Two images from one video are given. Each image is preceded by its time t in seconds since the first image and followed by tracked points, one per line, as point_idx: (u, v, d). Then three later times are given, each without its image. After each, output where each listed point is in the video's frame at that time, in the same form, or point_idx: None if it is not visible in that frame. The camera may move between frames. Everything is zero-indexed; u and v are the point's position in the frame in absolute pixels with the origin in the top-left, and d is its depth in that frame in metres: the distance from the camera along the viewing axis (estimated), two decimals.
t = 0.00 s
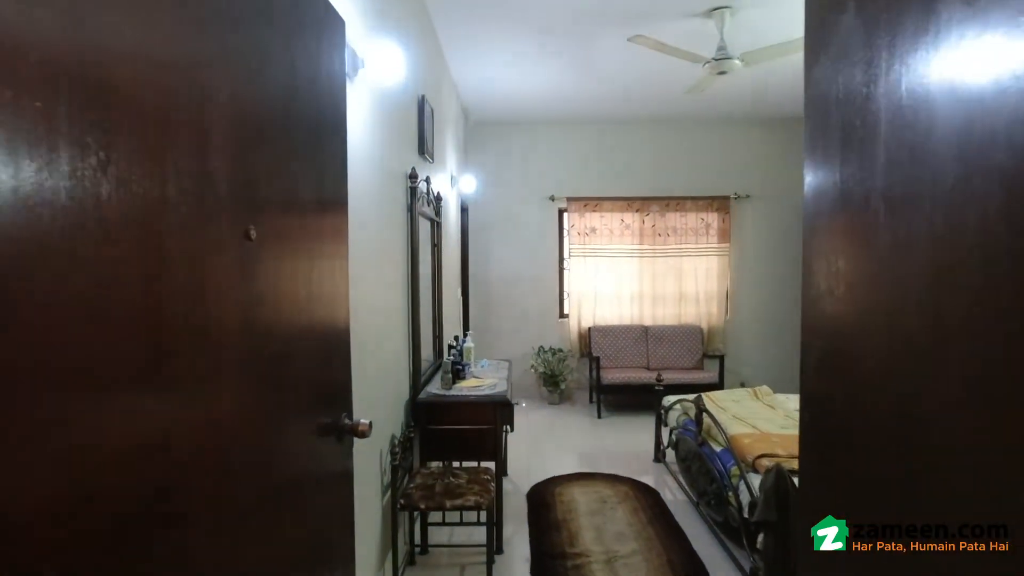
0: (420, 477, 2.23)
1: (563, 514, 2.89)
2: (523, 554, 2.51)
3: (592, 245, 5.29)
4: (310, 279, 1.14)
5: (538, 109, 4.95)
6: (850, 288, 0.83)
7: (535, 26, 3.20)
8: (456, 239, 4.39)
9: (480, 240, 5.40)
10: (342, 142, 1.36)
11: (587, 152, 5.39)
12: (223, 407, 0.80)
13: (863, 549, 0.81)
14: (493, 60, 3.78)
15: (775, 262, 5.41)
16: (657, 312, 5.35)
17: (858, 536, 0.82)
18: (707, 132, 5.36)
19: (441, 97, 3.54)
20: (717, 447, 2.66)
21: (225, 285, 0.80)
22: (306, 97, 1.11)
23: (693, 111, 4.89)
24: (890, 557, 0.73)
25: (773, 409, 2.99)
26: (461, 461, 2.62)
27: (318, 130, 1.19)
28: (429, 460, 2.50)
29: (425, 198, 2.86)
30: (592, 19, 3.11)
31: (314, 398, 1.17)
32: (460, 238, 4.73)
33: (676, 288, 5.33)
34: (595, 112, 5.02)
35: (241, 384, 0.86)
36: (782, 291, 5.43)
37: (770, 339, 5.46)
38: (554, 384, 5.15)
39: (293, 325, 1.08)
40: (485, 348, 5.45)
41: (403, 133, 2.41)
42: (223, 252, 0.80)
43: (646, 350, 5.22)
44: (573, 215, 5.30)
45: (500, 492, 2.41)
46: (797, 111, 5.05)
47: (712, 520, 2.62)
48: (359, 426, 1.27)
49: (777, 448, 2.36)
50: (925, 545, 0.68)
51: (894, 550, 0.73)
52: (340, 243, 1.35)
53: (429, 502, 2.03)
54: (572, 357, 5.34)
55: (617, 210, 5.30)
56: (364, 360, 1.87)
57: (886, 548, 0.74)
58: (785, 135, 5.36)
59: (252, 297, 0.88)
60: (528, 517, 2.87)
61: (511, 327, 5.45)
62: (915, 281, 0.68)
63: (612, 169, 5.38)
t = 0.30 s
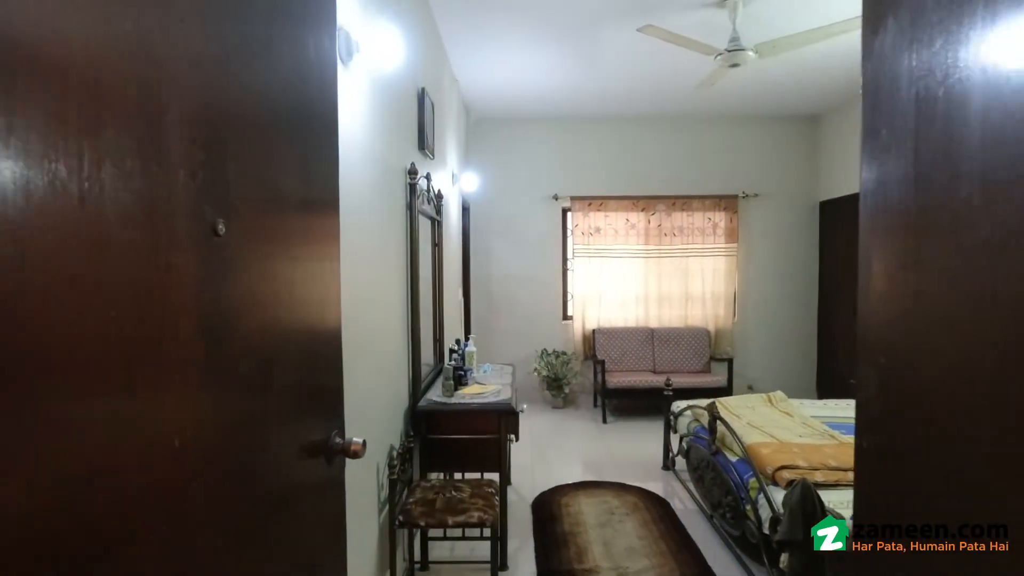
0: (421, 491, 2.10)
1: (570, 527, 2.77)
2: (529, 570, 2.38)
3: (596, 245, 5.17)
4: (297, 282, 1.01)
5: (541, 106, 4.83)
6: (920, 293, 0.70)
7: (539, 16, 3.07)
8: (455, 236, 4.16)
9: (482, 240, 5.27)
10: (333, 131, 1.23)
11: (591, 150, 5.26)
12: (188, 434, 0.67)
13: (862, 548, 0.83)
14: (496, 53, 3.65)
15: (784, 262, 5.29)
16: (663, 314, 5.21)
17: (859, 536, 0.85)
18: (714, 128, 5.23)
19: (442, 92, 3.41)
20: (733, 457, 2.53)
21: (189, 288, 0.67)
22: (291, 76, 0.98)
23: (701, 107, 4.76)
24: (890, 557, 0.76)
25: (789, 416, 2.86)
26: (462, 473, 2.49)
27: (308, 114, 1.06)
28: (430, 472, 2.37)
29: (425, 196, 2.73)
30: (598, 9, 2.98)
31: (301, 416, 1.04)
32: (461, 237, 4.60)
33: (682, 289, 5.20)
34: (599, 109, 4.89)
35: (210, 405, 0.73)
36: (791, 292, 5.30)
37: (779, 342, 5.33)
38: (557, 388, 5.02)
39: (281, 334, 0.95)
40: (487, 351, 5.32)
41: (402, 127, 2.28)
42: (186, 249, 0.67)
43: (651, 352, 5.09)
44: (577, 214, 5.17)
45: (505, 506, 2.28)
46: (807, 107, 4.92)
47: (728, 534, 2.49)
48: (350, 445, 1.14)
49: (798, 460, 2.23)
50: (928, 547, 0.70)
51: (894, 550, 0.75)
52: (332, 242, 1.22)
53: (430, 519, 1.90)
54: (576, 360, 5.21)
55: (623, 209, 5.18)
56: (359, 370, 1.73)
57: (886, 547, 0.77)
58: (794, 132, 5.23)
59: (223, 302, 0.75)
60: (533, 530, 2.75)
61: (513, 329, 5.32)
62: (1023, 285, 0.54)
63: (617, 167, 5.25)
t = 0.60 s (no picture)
0: (419, 502, 1.98)
1: (576, 536, 2.65)
2: None
3: (600, 243, 5.05)
4: (278, 279, 0.89)
5: (544, 101, 4.71)
6: (1013, 287, 0.56)
7: (541, 4, 2.95)
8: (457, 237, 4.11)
9: (483, 238, 5.16)
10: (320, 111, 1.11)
11: (595, 146, 5.14)
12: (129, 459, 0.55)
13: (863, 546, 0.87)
14: (497, 45, 3.54)
15: (791, 261, 5.16)
16: (668, 314, 5.09)
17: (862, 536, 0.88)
18: (720, 124, 5.12)
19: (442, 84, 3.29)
20: (747, 464, 2.41)
21: (131, 281, 0.54)
22: (269, 42, 0.85)
23: (707, 101, 4.64)
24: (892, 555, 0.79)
25: (805, 421, 2.74)
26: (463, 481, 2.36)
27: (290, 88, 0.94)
28: (429, 481, 2.25)
29: (424, 190, 2.61)
30: None
31: (283, 430, 0.91)
32: (462, 234, 4.49)
33: (688, 288, 5.07)
34: (603, 104, 4.78)
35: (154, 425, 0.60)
36: (799, 291, 5.18)
37: (787, 342, 5.20)
38: (560, 389, 4.91)
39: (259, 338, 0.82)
40: (488, 352, 5.21)
41: (398, 117, 2.16)
42: (127, 232, 0.54)
43: (656, 353, 4.97)
44: (580, 212, 5.06)
45: (508, 516, 2.16)
46: (816, 102, 4.79)
47: (742, 545, 2.37)
48: (338, 463, 1.02)
49: (817, 468, 2.11)
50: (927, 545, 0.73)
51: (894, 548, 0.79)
52: (319, 234, 1.09)
53: (428, 533, 1.78)
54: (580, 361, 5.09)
55: (627, 207, 5.07)
56: (351, 374, 1.60)
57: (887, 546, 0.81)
58: (802, 127, 5.11)
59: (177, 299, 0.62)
60: (537, 540, 2.63)
61: (515, 329, 5.20)
62: None
63: (621, 164, 5.14)
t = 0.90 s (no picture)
0: (412, 516, 1.85)
1: (580, 549, 2.51)
2: None
3: (603, 241, 4.92)
4: (243, 275, 0.75)
5: (545, 95, 4.58)
6: None
7: None
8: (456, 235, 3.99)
9: (483, 236, 5.03)
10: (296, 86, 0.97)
11: (597, 142, 5.01)
12: (19, 499, 0.43)
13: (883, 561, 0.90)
14: (497, 35, 3.41)
15: (799, 259, 5.03)
16: (673, 314, 4.96)
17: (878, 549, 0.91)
18: (726, 119, 4.98)
19: (439, 75, 3.16)
20: (763, 475, 2.27)
21: (11, 270, 0.42)
22: None
23: (714, 94, 4.50)
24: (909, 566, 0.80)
25: (820, 427, 2.61)
26: (460, 492, 2.23)
27: (259, 54, 0.80)
28: (423, 492, 2.11)
29: (419, 184, 2.48)
30: None
31: (248, 453, 0.77)
32: (461, 232, 4.36)
33: (693, 288, 4.94)
34: (606, 98, 4.65)
35: (49, 461, 0.46)
36: (807, 291, 5.04)
37: (794, 343, 5.07)
38: (562, 391, 4.77)
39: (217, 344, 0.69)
40: (488, 353, 5.08)
41: (391, 106, 2.02)
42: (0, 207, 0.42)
43: (660, 354, 4.84)
44: (583, 209, 4.92)
45: (508, 530, 2.02)
46: (826, 95, 4.66)
47: (756, 559, 2.24)
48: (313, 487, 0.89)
49: (838, 480, 1.98)
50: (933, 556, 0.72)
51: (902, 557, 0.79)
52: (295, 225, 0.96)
53: (422, 552, 1.65)
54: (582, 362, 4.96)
55: (630, 204, 4.93)
56: (336, 382, 1.47)
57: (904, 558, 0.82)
58: (810, 122, 4.97)
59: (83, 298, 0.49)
60: (539, 552, 2.50)
61: (516, 329, 5.07)
62: None
63: (625, 159, 5.00)
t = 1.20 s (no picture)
0: (405, 536, 1.71)
1: (584, 565, 2.38)
2: None
3: (605, 241, 4.79)
4: (197, 275, 0.62)
5: (547, 91, 4.45)
6: None
7: None
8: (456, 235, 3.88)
9: (482, 235, 4.90)
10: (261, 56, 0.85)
11: (600, 139, 4.88)
12: None
13: None
14: (496, 26, 3.29)
15: (807, 260, 4.89)
16: (677, 315, 4.83)
17: None
18: (732, 116, 4.86)
19: (435, 66, 3.03)
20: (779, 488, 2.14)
21: None
22: None
23: (720, 89, 4.38)
24: None
25: (836, 435, 2.48)
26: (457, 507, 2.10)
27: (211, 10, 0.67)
28: (417, 507, 1.98)
29: (414, 180, 2.35)
30: None
31: (202, 491, 0.64)
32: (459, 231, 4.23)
33: (698, 289, 4.81)
34: (609, 94, 4.52)
35: None
36: (816, 292, 4.90)
37: (802, 346, 4.93)
38: (564, 396, 4.65)
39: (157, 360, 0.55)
40: (487, 356, 4.94)
41: (382, 96, 1.90)
42: None
43: (665, 358, 4.71)
44: (585, 208, 4.79)
45: (508, 548, 1.89)
46: (835, 91, 4.53)
47: None
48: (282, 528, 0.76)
49: (862, 495, 1.85)
50: None
51: None
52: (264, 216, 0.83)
53: None
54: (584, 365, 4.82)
55: (633, 203, 4.80)
56: (317, 394, 1.34)
57: None
58: (818, 120, 4.85)
59: None
60: (540, 569, 2.36)
61: (516, 332, 4.94)
62: None
63: (628, 156, 4.87)
